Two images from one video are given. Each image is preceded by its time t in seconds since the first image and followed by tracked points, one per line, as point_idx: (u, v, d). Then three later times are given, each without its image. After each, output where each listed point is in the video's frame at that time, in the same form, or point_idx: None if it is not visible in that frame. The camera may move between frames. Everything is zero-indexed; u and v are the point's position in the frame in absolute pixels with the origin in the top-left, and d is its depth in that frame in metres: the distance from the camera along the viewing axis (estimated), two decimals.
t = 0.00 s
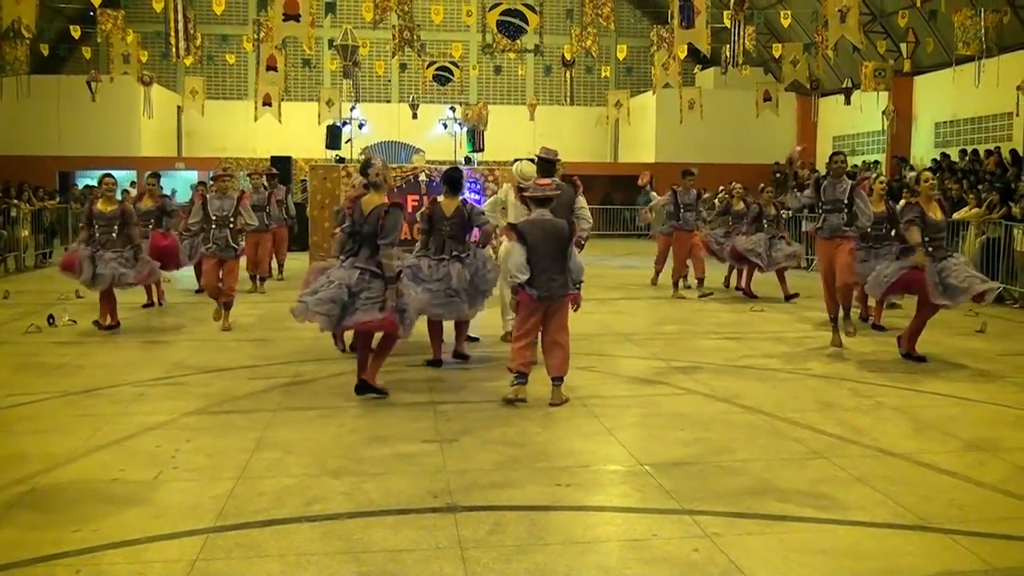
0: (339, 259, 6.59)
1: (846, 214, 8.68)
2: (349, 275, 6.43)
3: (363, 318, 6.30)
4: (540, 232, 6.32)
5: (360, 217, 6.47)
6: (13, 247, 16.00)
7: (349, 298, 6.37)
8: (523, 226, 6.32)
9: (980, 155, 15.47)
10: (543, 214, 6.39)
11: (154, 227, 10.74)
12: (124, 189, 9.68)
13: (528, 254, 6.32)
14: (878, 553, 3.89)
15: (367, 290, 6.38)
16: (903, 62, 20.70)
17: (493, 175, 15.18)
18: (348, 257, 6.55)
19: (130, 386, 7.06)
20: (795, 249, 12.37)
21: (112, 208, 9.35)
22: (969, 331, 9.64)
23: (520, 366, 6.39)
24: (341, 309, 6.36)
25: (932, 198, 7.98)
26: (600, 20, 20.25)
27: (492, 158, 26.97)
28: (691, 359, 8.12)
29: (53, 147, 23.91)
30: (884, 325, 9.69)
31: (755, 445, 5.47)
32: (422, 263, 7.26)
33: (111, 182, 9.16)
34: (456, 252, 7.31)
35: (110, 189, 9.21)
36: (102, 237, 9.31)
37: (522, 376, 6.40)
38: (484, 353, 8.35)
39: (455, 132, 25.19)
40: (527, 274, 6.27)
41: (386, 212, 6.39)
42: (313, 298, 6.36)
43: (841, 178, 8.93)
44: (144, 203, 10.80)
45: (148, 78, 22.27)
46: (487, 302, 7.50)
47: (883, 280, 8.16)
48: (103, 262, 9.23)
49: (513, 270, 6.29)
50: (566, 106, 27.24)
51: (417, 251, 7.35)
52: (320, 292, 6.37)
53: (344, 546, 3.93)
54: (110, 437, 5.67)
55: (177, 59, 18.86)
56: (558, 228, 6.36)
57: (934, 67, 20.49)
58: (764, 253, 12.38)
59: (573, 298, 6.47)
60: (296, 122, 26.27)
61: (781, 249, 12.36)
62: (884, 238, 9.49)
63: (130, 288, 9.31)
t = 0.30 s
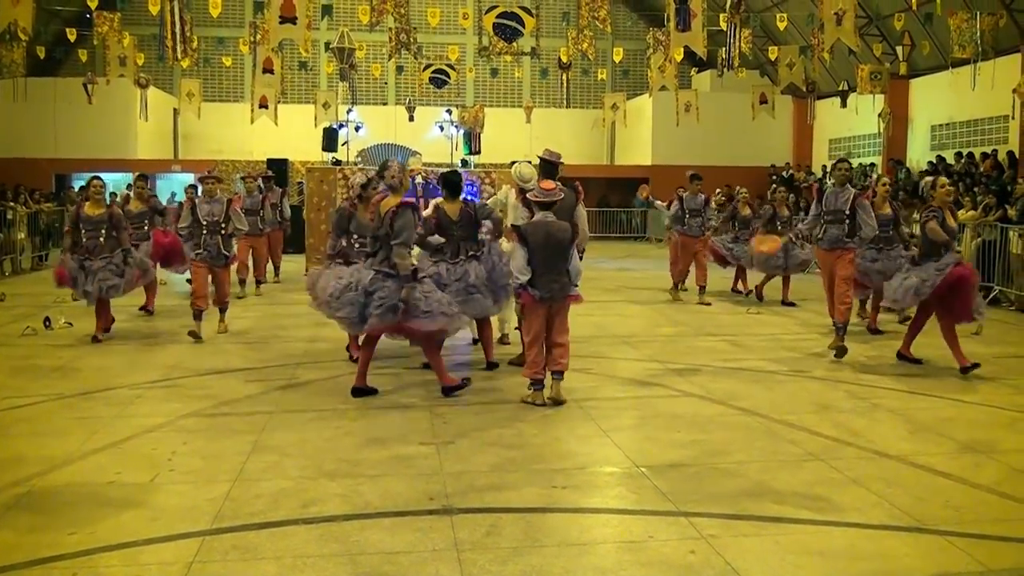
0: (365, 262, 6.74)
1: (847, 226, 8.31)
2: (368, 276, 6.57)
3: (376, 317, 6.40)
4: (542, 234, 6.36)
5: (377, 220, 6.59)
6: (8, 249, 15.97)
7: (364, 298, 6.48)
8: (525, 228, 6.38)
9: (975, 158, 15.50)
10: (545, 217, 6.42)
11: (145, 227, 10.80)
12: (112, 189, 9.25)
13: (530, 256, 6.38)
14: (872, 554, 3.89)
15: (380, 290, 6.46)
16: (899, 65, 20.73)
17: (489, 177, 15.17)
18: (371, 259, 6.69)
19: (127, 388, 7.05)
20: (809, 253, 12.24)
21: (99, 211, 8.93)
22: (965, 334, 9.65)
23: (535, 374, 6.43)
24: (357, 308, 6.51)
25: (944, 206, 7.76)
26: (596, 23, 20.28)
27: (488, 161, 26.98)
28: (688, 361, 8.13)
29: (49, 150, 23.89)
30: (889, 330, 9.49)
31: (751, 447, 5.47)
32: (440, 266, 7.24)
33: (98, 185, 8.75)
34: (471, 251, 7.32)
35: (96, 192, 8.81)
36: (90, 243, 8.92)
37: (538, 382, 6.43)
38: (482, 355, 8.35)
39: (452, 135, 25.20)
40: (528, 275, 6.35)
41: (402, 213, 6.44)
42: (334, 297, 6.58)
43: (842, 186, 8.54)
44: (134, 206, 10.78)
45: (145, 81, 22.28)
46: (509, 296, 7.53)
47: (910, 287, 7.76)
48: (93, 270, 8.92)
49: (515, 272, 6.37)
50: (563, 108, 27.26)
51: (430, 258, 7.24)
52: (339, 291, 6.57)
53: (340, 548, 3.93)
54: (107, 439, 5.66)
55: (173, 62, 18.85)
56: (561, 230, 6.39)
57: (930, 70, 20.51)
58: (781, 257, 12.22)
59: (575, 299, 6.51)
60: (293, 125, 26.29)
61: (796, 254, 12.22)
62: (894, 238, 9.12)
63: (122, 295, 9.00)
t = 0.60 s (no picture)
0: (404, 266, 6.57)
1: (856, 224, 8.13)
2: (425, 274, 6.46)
3: (454, 309, 6.34)
4: (548, 237, 6.39)
5: (414, 221, 6.47)
6: (4, 251, 15.97)
7: (433, 294, 6.39)
8: (531, 229, 6.39)
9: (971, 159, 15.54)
10: (552, 220, 6.45)
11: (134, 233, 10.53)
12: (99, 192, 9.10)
13: (534, 257, 6.38)
14: (867, 554, 3.91)
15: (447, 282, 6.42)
16: (894, 66, 20.77)
17: (484, 179, 15.16)
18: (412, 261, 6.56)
19: (123, 391, 7.05)
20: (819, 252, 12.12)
21: (83, 211, 8.78)
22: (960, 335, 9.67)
23: (532, 374, 6.41)
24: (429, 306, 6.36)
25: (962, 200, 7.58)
26: (592, 25, 20.31)
27: (484, 163, 27.02)
28: (684, 362, 8.14)
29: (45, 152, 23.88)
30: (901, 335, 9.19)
31: (746, 448, 5.49)
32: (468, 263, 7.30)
33: (83, 183, 8.61)
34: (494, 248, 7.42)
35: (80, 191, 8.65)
36: (74, 243, 8.75)
37: (535, 384, 6.40)
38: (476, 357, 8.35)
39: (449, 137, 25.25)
40: (531, 276, 6.35)
41: (443, 204, 6.50)
42: (398, 303, 6.35)
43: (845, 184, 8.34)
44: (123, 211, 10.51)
45: (141, 83, 22.29)
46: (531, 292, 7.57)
47: (929, 291, 7.54)
48: (77, 271, 8.71)
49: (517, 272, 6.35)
50: (559, 110, 27.31)
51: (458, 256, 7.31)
52: (402, 295, 6.36)
53: (336, 550, 3.94)
54: (103, 442, 5.66)
55: (168, 64, 18.87)
56: (566, 235, 6.44)
57: (925, 71, 20.54)
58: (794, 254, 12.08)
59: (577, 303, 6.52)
60: (288, 127, 26.30)
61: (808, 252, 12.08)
62: (900, 246, 9.05)
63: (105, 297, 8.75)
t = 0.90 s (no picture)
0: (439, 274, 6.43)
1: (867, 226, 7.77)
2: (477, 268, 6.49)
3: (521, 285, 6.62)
4: (561, 239, 6.45)
5: (437, 228, 6.40)
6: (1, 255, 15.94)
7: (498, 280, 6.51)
8: (544, 232, 6.44)
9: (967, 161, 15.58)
10: (563, 223, 6.51)
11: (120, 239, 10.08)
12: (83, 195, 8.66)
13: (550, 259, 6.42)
14: (863, 555, 3.91)
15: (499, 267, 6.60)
16: (890, 68, 20.82)
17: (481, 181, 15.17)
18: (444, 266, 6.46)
19: (120, 395, 7.05)
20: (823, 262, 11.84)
21: (63, 216, 8.34)
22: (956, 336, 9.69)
23: (543, 367, 6.54)
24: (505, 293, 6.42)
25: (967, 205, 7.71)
26: (587, 27, 20.34)
27: (481, 165, 27.04)
28: (680, 365, 8.14)
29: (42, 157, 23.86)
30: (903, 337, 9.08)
31: (742, 450, 5.49)
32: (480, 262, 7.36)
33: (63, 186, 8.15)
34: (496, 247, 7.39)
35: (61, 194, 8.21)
36: (52, 249, 8.31)
37: (547, 375, 6.53)
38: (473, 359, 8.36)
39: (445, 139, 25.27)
40: (548, 277, 6.36)
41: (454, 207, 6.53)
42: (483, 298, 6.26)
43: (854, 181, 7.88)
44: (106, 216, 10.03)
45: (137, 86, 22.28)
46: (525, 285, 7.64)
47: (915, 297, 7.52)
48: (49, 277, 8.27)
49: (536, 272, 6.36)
50: (555, 112, 27.34)
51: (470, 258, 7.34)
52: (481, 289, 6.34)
53: (333, 553, 3.94)
54: (98, 446, 5.65)
55: (165, 68, 18.89)
56: (578, 237, 6.51)
57: (921, 73, 20.57)
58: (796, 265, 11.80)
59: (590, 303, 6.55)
60: (284, 130, 26.30)
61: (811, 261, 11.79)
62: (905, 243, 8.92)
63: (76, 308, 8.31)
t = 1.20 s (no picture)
0: (442, 271, 6.38)
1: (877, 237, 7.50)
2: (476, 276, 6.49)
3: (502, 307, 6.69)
4: (561, 241, 6.43)
5: (449, 225, 6.39)
6: None
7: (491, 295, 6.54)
8: (543, 234, 6.43)
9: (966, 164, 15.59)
10: (562, 225, 6.49)
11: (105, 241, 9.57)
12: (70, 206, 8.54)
13: (550, 261, 6.41)
14: (860, 559, 3.91)
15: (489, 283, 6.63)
16: (887, 72, 20.84)
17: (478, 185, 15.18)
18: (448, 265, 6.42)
19: (116, 399, 7.04)
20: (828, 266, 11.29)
21: (51, 220, 8.17)
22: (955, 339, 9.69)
23: (553, 376, 6.54)
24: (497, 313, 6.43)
25: (977, 208, 7.04)
26: (585, 30, 20.36)
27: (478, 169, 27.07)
28: (678, 368, 8.15)
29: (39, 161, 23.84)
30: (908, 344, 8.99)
31: (739, 453, 5.49)
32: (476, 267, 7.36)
33: (52, 189, 7.99)
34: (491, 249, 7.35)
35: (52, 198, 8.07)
36: (38, 254, 8.07)
37: (556, 384, 6.54)
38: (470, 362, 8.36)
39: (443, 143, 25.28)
40: (548, 279, 6.37)
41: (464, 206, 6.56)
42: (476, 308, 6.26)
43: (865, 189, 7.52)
44: (91, 217, 9.58)
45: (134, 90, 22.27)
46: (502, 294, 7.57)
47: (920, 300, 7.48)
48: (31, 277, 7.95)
49: (534, 275, 6.35)
50: (553, 116, 27.37)
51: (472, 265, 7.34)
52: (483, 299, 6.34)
53: (330, 557, 3.93)
54: (96, 450, 5.65)
55: (162, 72, 18.88)
56: (578, 239, 6.50)
57: (918, 76, 20.59)
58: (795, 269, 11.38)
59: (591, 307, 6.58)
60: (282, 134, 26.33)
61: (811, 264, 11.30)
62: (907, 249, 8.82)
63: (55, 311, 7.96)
